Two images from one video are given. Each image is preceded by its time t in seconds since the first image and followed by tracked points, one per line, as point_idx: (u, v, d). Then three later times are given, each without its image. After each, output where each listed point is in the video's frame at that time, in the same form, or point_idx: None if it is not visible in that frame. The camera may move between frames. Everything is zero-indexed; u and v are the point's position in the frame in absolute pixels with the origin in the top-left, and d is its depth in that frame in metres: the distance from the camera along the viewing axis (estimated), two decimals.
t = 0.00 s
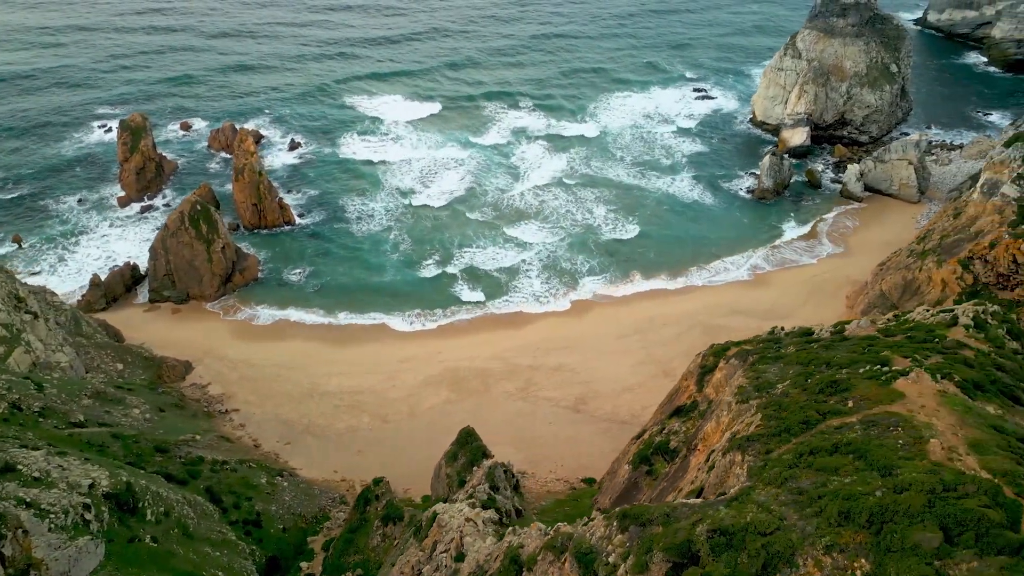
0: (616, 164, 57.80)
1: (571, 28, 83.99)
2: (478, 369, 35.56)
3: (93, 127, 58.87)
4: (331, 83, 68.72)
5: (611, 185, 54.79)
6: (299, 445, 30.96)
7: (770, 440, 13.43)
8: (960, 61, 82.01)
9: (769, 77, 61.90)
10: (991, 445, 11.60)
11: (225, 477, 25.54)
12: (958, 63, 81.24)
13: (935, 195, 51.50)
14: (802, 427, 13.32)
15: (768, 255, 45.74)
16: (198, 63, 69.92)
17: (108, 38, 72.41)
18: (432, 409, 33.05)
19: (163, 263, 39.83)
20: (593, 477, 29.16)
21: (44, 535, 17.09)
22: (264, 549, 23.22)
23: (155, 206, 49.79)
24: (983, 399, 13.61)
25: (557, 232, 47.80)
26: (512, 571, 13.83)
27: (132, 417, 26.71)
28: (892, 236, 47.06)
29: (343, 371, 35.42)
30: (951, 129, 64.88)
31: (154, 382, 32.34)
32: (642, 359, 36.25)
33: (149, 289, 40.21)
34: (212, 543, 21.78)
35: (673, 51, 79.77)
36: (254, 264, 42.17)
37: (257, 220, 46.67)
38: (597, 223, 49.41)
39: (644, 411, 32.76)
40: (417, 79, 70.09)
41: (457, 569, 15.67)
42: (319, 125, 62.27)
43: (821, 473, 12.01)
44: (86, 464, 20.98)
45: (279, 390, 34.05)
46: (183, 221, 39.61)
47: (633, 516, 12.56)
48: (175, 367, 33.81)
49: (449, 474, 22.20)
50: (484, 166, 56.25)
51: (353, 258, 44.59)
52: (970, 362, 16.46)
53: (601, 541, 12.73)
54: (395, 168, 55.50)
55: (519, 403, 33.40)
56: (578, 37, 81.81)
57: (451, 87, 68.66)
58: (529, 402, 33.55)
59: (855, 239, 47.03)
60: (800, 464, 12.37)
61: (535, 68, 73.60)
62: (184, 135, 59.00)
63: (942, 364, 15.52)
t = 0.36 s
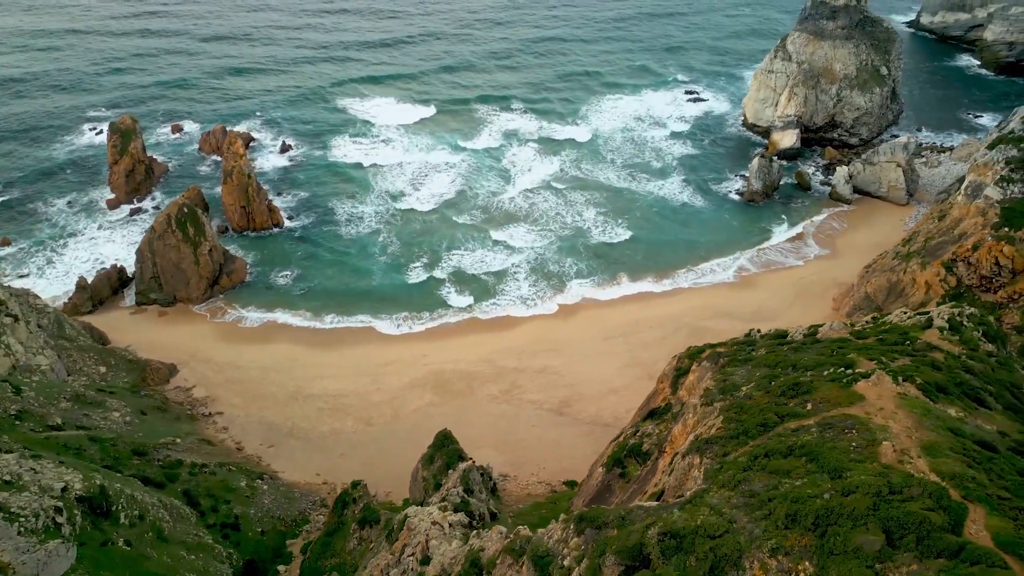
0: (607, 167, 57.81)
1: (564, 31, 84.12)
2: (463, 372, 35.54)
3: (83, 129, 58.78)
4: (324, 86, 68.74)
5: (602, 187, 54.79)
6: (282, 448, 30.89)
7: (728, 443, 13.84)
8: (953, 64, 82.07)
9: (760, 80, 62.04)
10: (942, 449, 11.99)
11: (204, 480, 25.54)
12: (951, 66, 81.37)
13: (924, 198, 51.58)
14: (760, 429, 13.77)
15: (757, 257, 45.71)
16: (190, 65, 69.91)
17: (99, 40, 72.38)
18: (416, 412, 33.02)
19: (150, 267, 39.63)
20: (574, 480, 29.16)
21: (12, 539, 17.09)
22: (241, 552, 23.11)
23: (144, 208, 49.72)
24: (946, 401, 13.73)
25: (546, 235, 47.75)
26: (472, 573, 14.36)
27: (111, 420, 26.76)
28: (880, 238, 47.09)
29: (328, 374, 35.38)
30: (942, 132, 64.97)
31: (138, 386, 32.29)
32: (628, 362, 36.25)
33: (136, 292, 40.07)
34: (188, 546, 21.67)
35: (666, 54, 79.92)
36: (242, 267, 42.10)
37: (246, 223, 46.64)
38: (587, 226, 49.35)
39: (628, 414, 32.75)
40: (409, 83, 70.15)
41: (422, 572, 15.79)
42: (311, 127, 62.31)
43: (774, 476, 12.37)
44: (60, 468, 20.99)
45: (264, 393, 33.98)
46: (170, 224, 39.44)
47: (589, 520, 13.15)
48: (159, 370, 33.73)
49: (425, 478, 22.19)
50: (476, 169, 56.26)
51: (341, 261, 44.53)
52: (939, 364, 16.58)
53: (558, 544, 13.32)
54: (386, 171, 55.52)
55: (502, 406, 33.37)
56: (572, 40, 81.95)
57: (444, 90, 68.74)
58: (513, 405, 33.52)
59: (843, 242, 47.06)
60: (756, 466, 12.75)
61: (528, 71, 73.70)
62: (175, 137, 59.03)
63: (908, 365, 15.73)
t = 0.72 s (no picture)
0: (597, 184, 58.10)
1: (557, 51, 85.05)
2: (448, 389, 35.43)
3: (76, 147, 59.07)
4: (317, 105, 69.28)
5: (591, 204, 55.00)
6: (263, 466, 30.72)
7: (687, 461, 14.81)
8: (942, 83, 82.71)
9: (749, 98, 62.51)
10: (895, 467, 12.84)
11: (180, 499, 25.33)
12: (940, 84, 82.13)
13: (911, 215, 51.86)
14: (718, 447, 14.76)
15: (744, 274, 45.79)
16: (185, 84, 70.50)
17: (95, 60, 73.05)
18: (399, 431, 32.85)
19: (136, 284, 39.60)
20: (555, 498, 29.04)
21: None
22: (215, 573, 22.66)
23: (134, 226, 49.84)
24: (908, 419, 14.44)
25: (534, 252, 47.84)
26: None
27: (88, 439, 26.65)
28: (867, 255, 47.27)
29: (313, 392, 35.23)
30: (930, 149, 65.47)
31: (119, 404, 32.16)
32: (613, 379, 36.18)
33: (121, 309, 40.01)
34: (161, 566, 21.23)
35: (657, 74, 80.77)
36: (229, 284, 42.14)
37: (235, 240, 46.72)
38: (576, 243, 49.48)
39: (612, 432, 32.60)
40: (401, 102, 70.68)
41: None
42: (303, 145, 62.78)
43: (728, 494, 13.28)
44: (30, 487, 20.78)
45: (247, 411, 33.85)
46: (157, 242, 39.56)
47: (545, 541, 14.12)
48: (142, 388, 33.69)
49: (399, 497, 22.04)
50: (466, 186, 56.52)
51: (328, 278, 44.55)
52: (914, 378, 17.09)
53: (514, 565, 14.39)
54: (376, 188, 55.79)
55: (486, 424, 33.21)
56: (564, 60, 82.86)
57: (436, 110, 69.33)
58: (497, 422, 33.36)
59: (830, 258, 47.21)
60: (709, 485, 13.65)
61: (520, 90, 74.41)
62: (167, 155, 59.39)
63: (876, 381, 16.34)
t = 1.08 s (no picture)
0: (587, 205, 58.44)
1: (550, 75, 86.10)
2: (432, 411, 35.28)
3: (69, 169, 59.48)
4: (311, 127, 69.95)
5: (581, 225, 55.25)
6: (243, 489, 30.49)
7: (646, 481, 16.66)
8: (932, 105, 83.27)
9: (737, 120, 63.13)
10: (848, 489, 14.08)
11: (155, 522, 24.98)
12: (929, 106, 82.96)
13: (899, 236, 52.15)
14: (675, 467, 16.61)
15: (732, 294, 45.86)
16: (180, 107, 71.20)
17: (91, 84, 73.85)
18: (382, 452, 32.65)
19: (122, 305, 39.64)
20: (537, 520, 28.84)
21: None
22: None
23: (124, 247, 50.02)
24: (870, 440, 15.99)
25: (523, 272, 47.95)
26: None
27: (65, 461, 26.46)
28: (854, 276, 47.48)
29: (296, 414, 35.05)
30: (918, 171, 66.01)
31: (100, 425, 31.97)
32: (598, 400, 36.07)
33: (107, 330, 39.99)
34: None
35: (649, 97, 81.73)
36: (216, 305, 42.19)
37: (224, 261, 46.82)
38: (565, 263, 49.65)
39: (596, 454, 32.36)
40: (394, 125, 71.31)
41: None
42: (295, 167, 63.25)
43: (682, 515, 14.69)
44: None
45: (229, 433, 33.65)
46: (143, 263, 39.67)
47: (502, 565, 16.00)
48: (124, 410, 33.58)
49: (374, 520, 21.77)
50: (457, 208, 56.80)
51: (316, 299, 44.59)
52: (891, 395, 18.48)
53: None
54: (367, 210, 56.08)
55: (468, 446, 33.00)
56: (557, 83, 83.87)
57: (429, 133, 69.99)
58: (479, 444, 33.18)
59: (818, 279, 47.39)
60: (663, 505, 15.26)
61: (513, 113, 75.22)
62: (160, 177, 59.79)
63: (843, 403, 17.72)
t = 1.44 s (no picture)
0: (576, 227, 58.66)
1: (544, 99, 87.04)
2: (415, 433, 35.05)
3: (61, 191, 59.82)
4: (304, 150, 70.52)
5: (570, 246, 55.38)
6: (222, 512, 30.18)
7: (602, 505, 18.08)
8: (922, 127, 83.91)
9: (727, 141, 63.66)
10: (800, 511, 15.25)
11: (130, 546, 24.55)
12: (919, 128, 83.65)
13: (887, 257, 52.40)
14: (632, 490, 18.00)
15: (719, 314, 45.92)
16: (175, 130, 71.87)
17: (88, 107, 74.62)
18: (364, 475, 32.41)
19: (108, 326, 39.61)
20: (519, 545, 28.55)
21: None
22: None
23: (113, 268, 50.13)
24: (834, 463, 17.27)
25: (511, 293, 47.98)
26: None
27: (41, 484, 26.23)
28: (842, 297, 47.67)
29: (278, 436, 34.78)
30: (907, 192, 66.42)
31: (80, 447, 31.78)
32: (582, 423, 35.89)
33: (93, 351, 39.90)
34: None
35: (640, 120, 82.58)
36: (203, 326, 42.19)
37: (213, 282, 46.89)
38: (554, 284, 49.73)
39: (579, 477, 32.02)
40: (387, 148, 71.93)
41: None
42: (287, 189, 63.64)
43: (634, 540, 15.95)
44: None
45: (210, 455, 33.40)
46: (130, 283, 39.65)
47: None
48: (106, 433, 33.40)
49: (347, 544, 21.52)
50: (448, 229, 56.98)
51: (303, 319, 44.55)
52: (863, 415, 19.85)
53: None
54: (357, 231, 56.28)
55: (451, 469, 32.81)
56: (550, 107, 84.79)
57: (421, 155, 70.55)
58: (463, 467, 32.96)
59: (805, 300, 47.52)
60: (616, 529, 16.58)
61: (506, 136, 75.92)
62: (152, 199, 60.12)
63: (809, 425, 19.06)
